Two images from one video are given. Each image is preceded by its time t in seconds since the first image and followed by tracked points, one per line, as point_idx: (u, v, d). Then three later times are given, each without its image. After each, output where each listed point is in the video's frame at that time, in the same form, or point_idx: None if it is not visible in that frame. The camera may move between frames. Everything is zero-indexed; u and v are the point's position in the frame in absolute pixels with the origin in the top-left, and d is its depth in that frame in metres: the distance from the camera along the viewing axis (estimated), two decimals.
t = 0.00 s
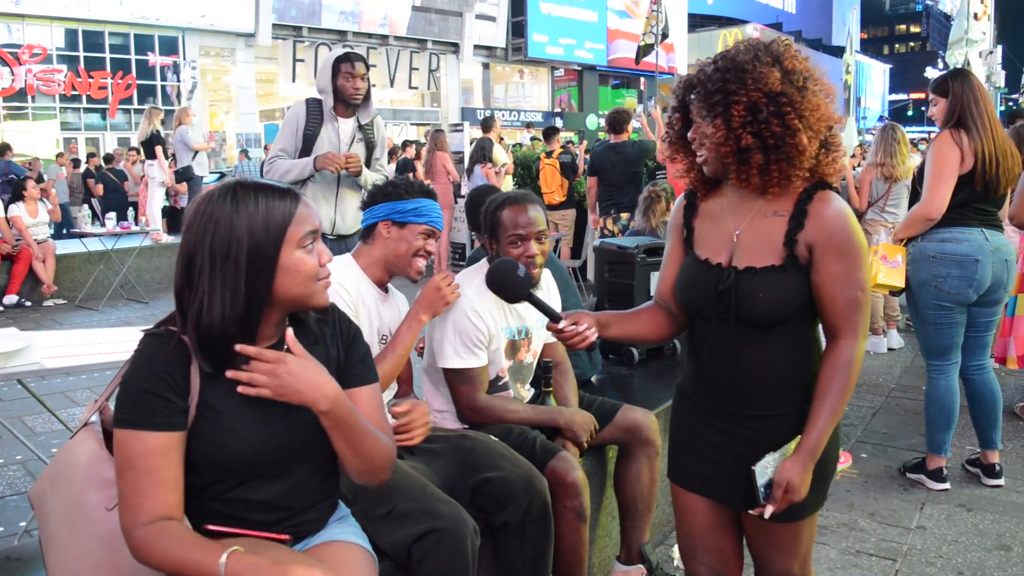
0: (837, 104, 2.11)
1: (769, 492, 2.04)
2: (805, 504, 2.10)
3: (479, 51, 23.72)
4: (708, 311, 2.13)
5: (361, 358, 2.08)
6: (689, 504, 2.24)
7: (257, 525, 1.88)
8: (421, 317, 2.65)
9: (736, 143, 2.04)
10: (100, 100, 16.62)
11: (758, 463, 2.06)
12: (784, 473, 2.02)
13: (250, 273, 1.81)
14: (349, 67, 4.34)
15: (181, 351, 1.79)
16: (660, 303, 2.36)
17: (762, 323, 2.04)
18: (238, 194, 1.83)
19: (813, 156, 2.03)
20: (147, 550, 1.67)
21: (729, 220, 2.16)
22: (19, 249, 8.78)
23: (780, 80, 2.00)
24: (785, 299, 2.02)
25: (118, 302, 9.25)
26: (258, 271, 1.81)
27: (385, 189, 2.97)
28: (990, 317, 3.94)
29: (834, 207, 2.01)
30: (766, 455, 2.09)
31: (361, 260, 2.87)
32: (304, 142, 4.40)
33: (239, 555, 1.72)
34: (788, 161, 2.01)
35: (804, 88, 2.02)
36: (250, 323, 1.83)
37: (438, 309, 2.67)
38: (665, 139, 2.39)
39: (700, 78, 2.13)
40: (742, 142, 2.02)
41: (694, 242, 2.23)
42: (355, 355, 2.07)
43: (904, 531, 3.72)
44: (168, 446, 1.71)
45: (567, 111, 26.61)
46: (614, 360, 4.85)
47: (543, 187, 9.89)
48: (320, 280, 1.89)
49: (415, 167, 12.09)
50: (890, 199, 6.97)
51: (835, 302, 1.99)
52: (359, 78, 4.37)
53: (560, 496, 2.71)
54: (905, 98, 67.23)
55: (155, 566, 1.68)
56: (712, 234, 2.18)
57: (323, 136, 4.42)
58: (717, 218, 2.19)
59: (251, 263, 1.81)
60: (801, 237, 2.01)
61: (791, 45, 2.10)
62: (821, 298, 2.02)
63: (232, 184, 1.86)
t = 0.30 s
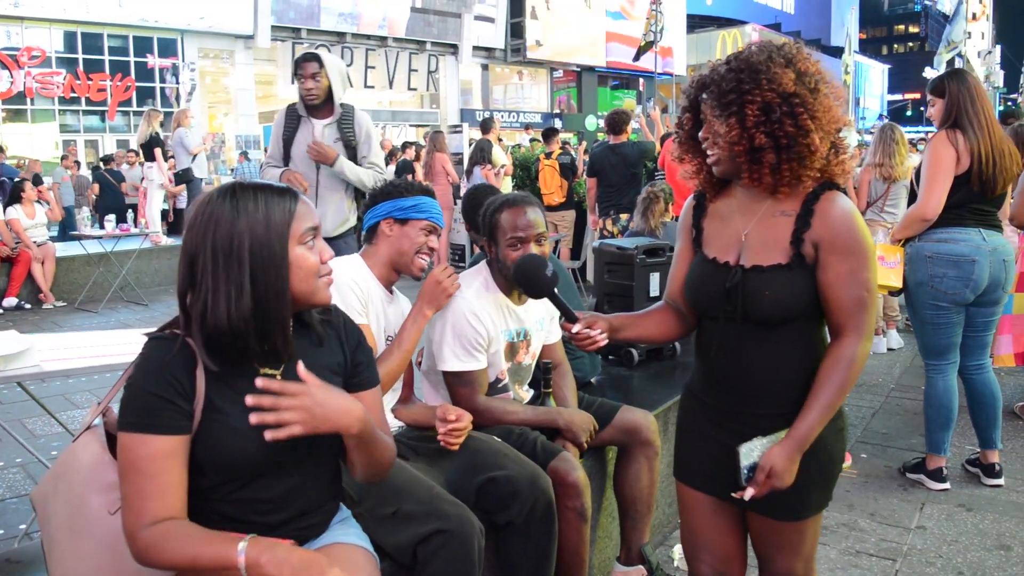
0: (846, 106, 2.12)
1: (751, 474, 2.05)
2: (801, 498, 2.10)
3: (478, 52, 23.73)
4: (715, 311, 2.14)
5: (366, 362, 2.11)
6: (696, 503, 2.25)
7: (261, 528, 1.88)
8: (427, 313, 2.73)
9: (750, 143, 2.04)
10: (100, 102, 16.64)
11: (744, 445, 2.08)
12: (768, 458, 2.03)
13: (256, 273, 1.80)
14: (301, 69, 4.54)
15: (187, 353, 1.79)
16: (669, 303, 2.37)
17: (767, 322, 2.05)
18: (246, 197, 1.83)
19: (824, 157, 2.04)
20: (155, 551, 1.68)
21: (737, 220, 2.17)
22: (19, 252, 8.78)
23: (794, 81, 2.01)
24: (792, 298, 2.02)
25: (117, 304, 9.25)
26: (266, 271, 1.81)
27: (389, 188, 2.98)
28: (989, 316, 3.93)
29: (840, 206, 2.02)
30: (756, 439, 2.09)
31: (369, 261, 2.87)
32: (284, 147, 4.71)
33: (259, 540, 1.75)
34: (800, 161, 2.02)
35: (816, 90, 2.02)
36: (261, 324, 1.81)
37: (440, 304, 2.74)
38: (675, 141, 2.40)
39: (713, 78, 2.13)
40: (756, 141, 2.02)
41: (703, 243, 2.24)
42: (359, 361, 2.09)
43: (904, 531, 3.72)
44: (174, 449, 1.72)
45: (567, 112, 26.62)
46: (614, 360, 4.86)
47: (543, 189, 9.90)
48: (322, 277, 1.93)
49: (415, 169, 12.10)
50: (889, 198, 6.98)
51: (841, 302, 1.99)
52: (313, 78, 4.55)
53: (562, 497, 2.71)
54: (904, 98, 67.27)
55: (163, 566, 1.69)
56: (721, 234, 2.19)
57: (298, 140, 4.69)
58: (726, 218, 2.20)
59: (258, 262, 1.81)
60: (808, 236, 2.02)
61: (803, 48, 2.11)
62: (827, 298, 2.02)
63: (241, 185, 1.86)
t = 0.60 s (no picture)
0: (849, 112, 2.12)
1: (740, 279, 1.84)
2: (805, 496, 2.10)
3: (478, 53, 23.74)
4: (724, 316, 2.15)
5: (368, 369, 2.10)
6: (706, 501, 2.25)
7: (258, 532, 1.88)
8: (427, 322, 2.68)
9: (749, 149, 2.04)
10: (99, 104, 16.67)
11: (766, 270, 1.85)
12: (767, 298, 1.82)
13: (260, 278, 1.81)
14: (249, 73, 4.53)
15: (189, 356, 1.78)
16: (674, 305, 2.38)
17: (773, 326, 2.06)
18: (244, 201, 1.83)
19: (825, 163, 2.04)
20: (156, 554, 1.68)
21: (740, 225, 2.17)
22: (18, 253, 8.78)
23: (795, 88, 2.01)
24: (797, 301, 2.03)
25: (117, 306, 9.25)
26: (268, 274, 1.82)
27: (399, 189, 2.97)
28: (989, 317, 3.93)
29: (842, 206, 2.01)
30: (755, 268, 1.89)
31: (374, 262, 2.87)
32: (251, 152, 4.78)
33: (262, 544, 1.76)
34: (800, 168, 2.02)
35: (817, 97, 2.02)
36: (264, 326, 1.81)
37: (440, 314, 2.68)
38: (677, 145, 2.41)
39: (714, 83, 2.13)
40: (755, 148, 2.02)
41: (708, 249, 2.25)
42: (363, 368, 2.08)
43: (904, 532, 3.72)
44: (174, 452, 1.71)
45: (566, 113, 26.64)
46: (613, 362, 4.85)
47: (543, 190, 9.90)
48: (324, 279, 1.93)
49: (415, 170, 12.10)
50: (888, 199, 6.98)
51: (843, 293, 1.96)
52: (258, 81, 4.52)
53: (561, 498, 2.71)
54: (904, 99, 67.31)
55: (165, 568, 1.70)
56: (725, 239, 2.20)
57: (259, 145, 4.72)
58: (729, 222, 2.21)
59: (260, 266, 1.81)
60: (811, 236, 2.02)
61: (804, 51, 2.11)
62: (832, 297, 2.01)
63: (242, 188, 1.86)
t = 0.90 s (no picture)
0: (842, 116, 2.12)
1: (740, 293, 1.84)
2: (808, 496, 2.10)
3: (478, 54, 23.76)
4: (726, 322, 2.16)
5: (368, 371, 2.09)
6: (710, 501, 2.25)
7: (259, 534, 1.88)
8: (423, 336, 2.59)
9: (743, 161, 2.05)
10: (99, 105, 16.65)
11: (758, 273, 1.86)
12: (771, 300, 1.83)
13: (261, 280, 1.81)
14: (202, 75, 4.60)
15: (189, 358, 1.79)
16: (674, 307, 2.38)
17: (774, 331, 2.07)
18: (242, 203, 1.84)
19: (820, 169, 2.04)
20: (157, 556, 1.69)
21: (739, 231, 2.17)
22: (19, 255, 8.77)
23: (786, 98, 2.01)
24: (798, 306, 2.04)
25: (117, 307, 9.26)
26: (269, 277, 1.82)
27: (403, 190, 2.97)
28: (987, 319, 3.92)
29: (842, 208, 2.02)
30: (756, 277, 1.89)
31: (378, 263, 2.86)
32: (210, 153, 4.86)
33: (259, 548, 1.74)
34: (795, 177, 2.02)
35: (809, 104, 2.03)
36: (265, 329, 1.81)
37: (442, 332, 2.58)
38: (670, 153, 2.41)
39: (705, 94, 2.13)
40: (750, 161, 2.03)
41: (707, 255, 2.25)
42: (363, 371, 2.08)
43: (904, 533, 3.72)
44: (174, 454, 1.71)
45: (566, 114, 26.66)
46: (614, 363, 4.85)
47: (543, 191, 9.90)
48: (325, 283, 1.93)
49: (415, 171, 12.11)
50: (888, 201, 6.98)
51: (846, 292, 1.96)
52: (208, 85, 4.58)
53: (562, 499, 2.71)
54: (903, 100, 67.37)
55: (165, 570, 1.70)
56: (724, 245, 2.20)
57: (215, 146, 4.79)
58: (727, 228, 2.21)
59: (261, 269, 1.81)
60: (811, 241, 2.03)
61: (793, 57, 2.11)
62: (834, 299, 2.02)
63: (238, 191, 1.86)
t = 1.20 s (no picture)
0: (836, 115, 2.12)
1: (746, 461, 2.06)
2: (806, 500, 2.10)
3: (478, 56, 23.78)
4: (719, 325, 2.16)
5: (365, 371, 2.09)
6: (706, 503, 2.24)
7: (259, 535, 1.88)
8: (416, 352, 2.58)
9: (736, 163, 2.05)
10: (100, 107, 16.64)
11: (741, 435, 2.10)
12: (763, 446, 2.03)
13: (256, 281, 1.81)
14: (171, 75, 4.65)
15: (186, 359, 1.79)
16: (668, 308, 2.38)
17: (768, 336, 2.08)
18: (238, 204, 1.84)
19: (814, 171, 2.05)
20: (158, 558, 1.69)
21: (733, 233, 2.17)
22: (19, 256, 8.77)
23: (779, 99, 2.01)
24: (793, 312, 2.04)
25: (118, 309, 9.25)
26: (266, 279, 1.82)
27: (405, 190, 2.97)
28: (984, 321, 3.91)
29: (836, 213, 2.03)
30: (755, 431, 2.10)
31: (376, 264, 2.86)
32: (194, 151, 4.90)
33: (262, 550, 1.75)
34: (788, 179, 2.03)
35: (802, 105, 2.03)
36: (261, 332, 1.81)
37: (436, 349, 2.57)
38: (663, 154, 2.40)
39: (697, 95, 2.13)
40: (742, 162, 2.03)
41: (700, 257, 2.25)
42: (361, 371, 2.08)
43: (904, 534, 3.72)
44: (175, 455, 1.72)
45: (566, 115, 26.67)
46: (614, 364, 4.85)
47: (543, 192, 9.89)
48: (321, 286, 1.92)
49: (415, 173, 12.11)
50: (887, 202, 6.98)
51: (842, 306, 2.00)
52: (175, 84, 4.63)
53: (563, 499, 2.71)
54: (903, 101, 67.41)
55: (166, 571, 1.70)
56: (717, 248, 2.19)
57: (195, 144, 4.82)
58: (721, 230, 2.20)
59: (257, 270, 1.82)
60: (806, 248, 2.03)
61: (786, 58, 2.10)
62: (829, 305, 2.03)
63: (235, 192, 1.86)
